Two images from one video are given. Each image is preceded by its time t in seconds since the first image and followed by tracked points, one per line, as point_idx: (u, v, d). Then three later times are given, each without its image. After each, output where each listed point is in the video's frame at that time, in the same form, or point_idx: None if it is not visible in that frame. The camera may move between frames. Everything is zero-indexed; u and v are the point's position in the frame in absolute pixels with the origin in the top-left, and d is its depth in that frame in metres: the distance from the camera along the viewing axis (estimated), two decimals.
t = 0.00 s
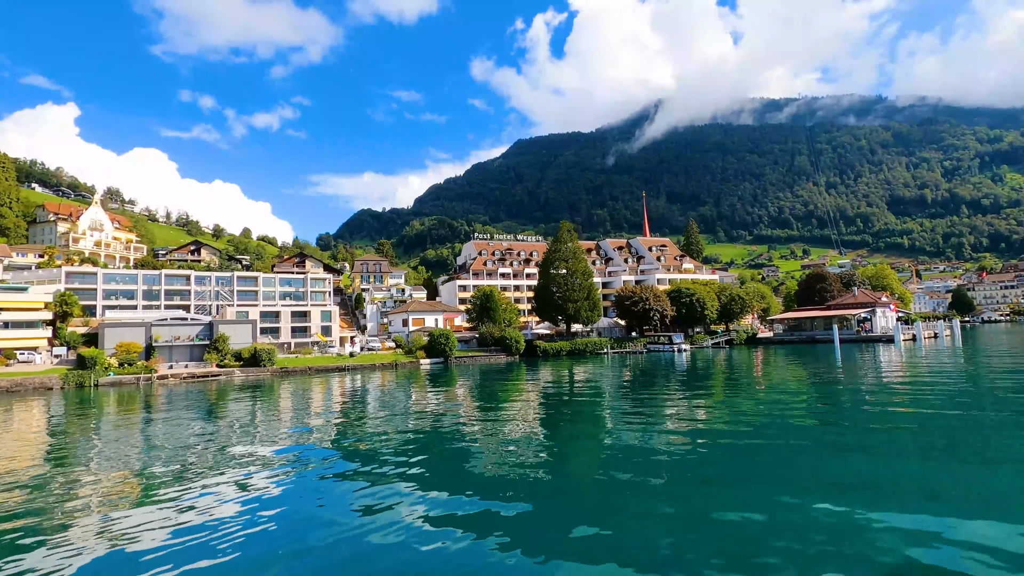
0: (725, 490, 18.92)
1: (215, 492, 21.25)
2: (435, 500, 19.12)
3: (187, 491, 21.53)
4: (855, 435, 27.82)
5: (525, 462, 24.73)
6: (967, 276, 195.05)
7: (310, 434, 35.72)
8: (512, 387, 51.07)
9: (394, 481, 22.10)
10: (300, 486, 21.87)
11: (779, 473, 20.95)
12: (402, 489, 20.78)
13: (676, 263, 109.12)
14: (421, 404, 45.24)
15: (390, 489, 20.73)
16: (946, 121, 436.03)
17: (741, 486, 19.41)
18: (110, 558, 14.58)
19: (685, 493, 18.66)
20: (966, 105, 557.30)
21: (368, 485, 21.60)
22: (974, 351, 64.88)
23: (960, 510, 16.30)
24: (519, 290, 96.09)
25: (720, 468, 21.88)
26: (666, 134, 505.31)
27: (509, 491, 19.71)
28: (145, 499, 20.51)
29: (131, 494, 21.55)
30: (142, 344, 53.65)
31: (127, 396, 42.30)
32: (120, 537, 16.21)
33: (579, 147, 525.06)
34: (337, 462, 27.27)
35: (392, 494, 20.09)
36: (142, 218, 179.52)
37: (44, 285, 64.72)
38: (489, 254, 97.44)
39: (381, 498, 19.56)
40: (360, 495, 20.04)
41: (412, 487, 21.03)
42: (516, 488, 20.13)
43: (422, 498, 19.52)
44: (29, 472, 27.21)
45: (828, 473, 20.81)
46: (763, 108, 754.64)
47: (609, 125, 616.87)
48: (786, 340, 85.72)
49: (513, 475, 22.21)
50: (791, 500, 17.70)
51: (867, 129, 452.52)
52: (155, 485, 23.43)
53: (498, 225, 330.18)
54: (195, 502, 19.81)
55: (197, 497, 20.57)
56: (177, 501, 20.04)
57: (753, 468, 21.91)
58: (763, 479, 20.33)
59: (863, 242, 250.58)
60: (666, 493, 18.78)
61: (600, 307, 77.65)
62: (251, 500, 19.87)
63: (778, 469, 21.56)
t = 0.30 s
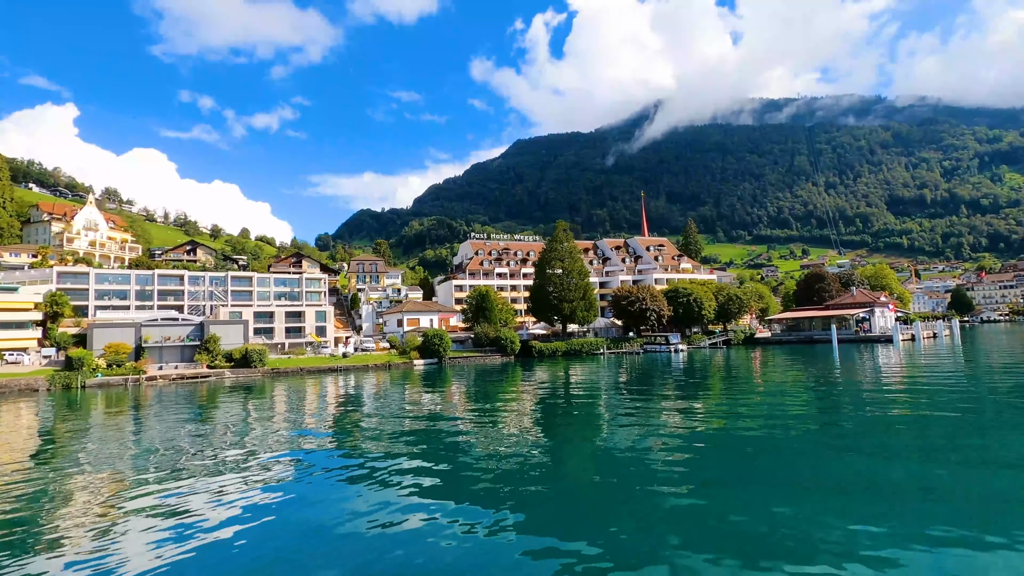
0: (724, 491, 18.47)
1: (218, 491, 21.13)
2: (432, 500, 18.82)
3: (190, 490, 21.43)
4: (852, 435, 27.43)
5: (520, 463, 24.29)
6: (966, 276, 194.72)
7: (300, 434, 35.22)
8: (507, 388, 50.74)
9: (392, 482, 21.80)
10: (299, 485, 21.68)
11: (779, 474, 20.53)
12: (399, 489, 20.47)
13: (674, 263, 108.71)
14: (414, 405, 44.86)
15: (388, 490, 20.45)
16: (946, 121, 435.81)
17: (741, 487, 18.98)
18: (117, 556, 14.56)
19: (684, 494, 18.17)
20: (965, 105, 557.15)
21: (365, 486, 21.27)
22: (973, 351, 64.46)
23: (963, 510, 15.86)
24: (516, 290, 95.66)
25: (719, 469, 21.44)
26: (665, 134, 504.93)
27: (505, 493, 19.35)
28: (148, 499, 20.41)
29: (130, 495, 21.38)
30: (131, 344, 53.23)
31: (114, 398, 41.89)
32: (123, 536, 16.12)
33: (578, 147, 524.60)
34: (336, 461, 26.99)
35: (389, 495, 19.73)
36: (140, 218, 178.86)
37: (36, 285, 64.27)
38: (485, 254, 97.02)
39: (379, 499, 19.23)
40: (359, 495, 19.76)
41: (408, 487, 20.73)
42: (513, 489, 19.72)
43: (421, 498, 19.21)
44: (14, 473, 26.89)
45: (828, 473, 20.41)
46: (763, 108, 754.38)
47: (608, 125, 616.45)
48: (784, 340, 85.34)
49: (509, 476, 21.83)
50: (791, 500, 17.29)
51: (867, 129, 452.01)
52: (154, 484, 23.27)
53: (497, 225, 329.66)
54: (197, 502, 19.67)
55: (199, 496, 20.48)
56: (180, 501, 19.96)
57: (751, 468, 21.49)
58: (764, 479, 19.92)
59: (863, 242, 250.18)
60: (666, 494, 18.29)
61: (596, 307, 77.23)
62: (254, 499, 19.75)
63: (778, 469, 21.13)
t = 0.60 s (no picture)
0: (720, 491, 18.04)
1: (214, 492, 20.84)
2: (429, 500, 18.49)
3: (186, 492, 21.11)
4: (849, 436, 26.92)
5: (518, 464, 23.92)
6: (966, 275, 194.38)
7: (291, 436, 34.71)
8: (504, 388, 50.33)
9: (389, 482, 21.48)
10: (298, 485, 21.39)
11: (777, 473, 20.12)
12: (396, 489, 20.16)
13: (672, 262, 108.25)
14: (408, 405, 44.42)
15: (385, 490, 20.15)
16: (945, 121, 435.51)
17: (738, 486, 18.55)
18: (109, 558, 14.26)
19: (681, 494, 17.76)
20: (964, 104, 557.07)
21: (365, 485, 21.14)
22: (973, 350, 63.98)
23: (962, 510, 15.37)
24: (513, 290, 95.26)
25: (716, 469, 21.00)
26: (664, 134, 504.60)
27: (500, 493, 18.95)
28: (142, 500, 20.09)
29: (119, 497, 21.02)
30: (120, 345, 52.80)
31: (102, 399, 41.50)
32: (117, 536, 15.83)
33: (577, 147, 524.11)
34: (335, 461, 26.71)
35: (387, 495, 19.42)
36: (137, 218, 178.21)
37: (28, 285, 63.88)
38: (482, 253, 96.49)
39: (379, 498, 19.10)
40: (357, 495, 19.48)
41: (406, 487, 20.40)
42: (508, 490, 19.36)
43: (418, 498, 18.93)
44: None
45: (825, 473, 19.97)
46: (762, 108, 753.82)
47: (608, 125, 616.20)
48: (782, 339, 84.89)
49: (505, 476, 21.41)
50: (788, 501, 16.85)
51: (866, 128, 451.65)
52: (148, 485, 22.98)
53: (496, 225, 329.19)
54: (194, 503, 19.40)
55: (196, 497, 20.18)
56: (176, 502, 19.64)
57: (749, 468, 21.04)
58: (762, 478, 19.47)
59: (862, 241, 249.77)
60: (661, 494, 17.86)
61: (592, 307, 76.81)
62: (251, 500, 19.46)
63: (777, 469, 20.70)
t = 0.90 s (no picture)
0: (715, 493, 17.57)
1: (208, 495, 20.55)
2: (420, 503, 18.08)
3: (180, 494, 20.82)
4: (848, 438, 26.29)
5: (513, 466, 23.43)
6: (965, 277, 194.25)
7: (282, 439, 34.34)
8: (500, 390, 49.93)
9: (384, 484, 21.14)
10: (295, 488, 21.10)
11: (773, 476, 19.58)
12: (391, 492, 19.78)
13: (670, 263, 107.90)
14: (402, 407, 44.02)
15: (381, 493, 19.79)
16: (943, 122, 435.86)
17: (733, 489, 18.06)
18: (106, 556, 14.17)
19: (675, 497, 17.30)
20: (961, 106, 558.46)
21: (370, 485, 21.11)
22: (972, 352, 63.63)
23: (963, 515, 14.72)
24: (510, 291, 94.85)
25: (713, 472, 20.43)
26: (663, 136, 504.67)
27: (491, 497, 18.45)
28: (133, 503, 19.79)
29: (113, 499, 20.91)
30: (110, 348, 52.28)
31: (90, 402, 41.03)
32: (109, 538, 15.59)
33: (576, 148, 523.87)
34: (335, 464, 26.44)
35: (382, 498, 19.07)
36: (134, 220, 177.52)
37: (19, 287, 63.42)
38: (479, 254, 95.94)
39: (383, 497, 19.14)
40: (351, 498, 19.09)
41: (399, 490, 20.02)
42: (500, 493, 18.86)
43: (412, 501, 18.54)
44: None
45: (823, 475, 19.39)
46: (760, 109, 754.92)
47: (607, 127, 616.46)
48: (780, 341, 84.46)
49: (498, 479, 20.94)
50: (783, 505, 16.29)
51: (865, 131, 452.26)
52: (140, 488, 22.72)
53: (495, 227, 328.69)
54: (187, 504, 19.12)
55: (189, 500, 19.89)
56: (170, 503, 19.38)
57: (745, 471, 20.49)
58: (759, 482, 18.92)
59: (861, 242, 249.45)
60: (655, 497, 17.39)
61: (588, 308, 76.31)
62: (247, 503, 19.17)
63: (774, 471, 20.16)
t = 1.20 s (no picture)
0: (713, 493, 17.34)
1: (204, 495, 20.31)
2: (416, 503, 17.78)
3: (176, 494, 20.60)
4: (852, 440, 25.45)
5: (512, 468, 23.01)
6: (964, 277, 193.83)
7: (273, 440, 33.94)
8: (495, 391, 49.53)
9: (385, 485, 20.86)
10: (293, 487, 20.96)
11: (772, 475, 19.34)
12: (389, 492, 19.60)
13: (668, 263, 107.51)
14: (395, 408, 43.62)
15: (380, 493, 19.61)
16: (943, 122, 435.52)
17: (732, 488, 17.84)
18: (97, 558, 14.01)
19: (673, 496, 17.05)
20: (960, 106, 558.45)
21: (368, 485, 20.90)
22: (971, 352, 63.19)
23: (964, 514, 14.46)
24: (507, 291, 94.39)
25: (711, 473, 19.92)
26: (663, 136, 504.29)
27: (488, 498, 18.01)
28: (127, 504, 19.58)
29: (100, 501, 20.62)
30: (98, 348, 51.82)
31: (76, 404, 40.59)
32: (104, 539, 15.43)
33: (576, 149, 523.42)
34: (336, 465, 26.16)
35: (381, 498, 18.73)
36: (132, 220, 176.98)
37: (10, 287, 63.01)
38: (476, 254, 95.44)
39: (380, 497, 18.95)
40: (350, 498, 18.79)
41: (397, 490, 19.83)
42: (496, 494, 18.47)
43: (412, 501, 18.17)
44: None
45: (823, 477, 18.88)
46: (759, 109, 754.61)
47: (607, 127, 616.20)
48: (779, 342, 83.95)
49: (495, 480, 20.52)
50: (781, 504, 16.01)
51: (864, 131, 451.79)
52: (133, 490, 22.46)
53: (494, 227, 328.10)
54: (182, 505, 18.93)
55: (187, 500, 19.66)
56: (168, 503, 19.20)
57: (744, 470, 20.26)
58: (757, 481, 18.68)
59: (861, 242, 249.00)
60: (652, 497, 17.14)
61: (584, 309, 75.85)
62: (246, 503, 18.96)
63: (773, 471, 19.91)
